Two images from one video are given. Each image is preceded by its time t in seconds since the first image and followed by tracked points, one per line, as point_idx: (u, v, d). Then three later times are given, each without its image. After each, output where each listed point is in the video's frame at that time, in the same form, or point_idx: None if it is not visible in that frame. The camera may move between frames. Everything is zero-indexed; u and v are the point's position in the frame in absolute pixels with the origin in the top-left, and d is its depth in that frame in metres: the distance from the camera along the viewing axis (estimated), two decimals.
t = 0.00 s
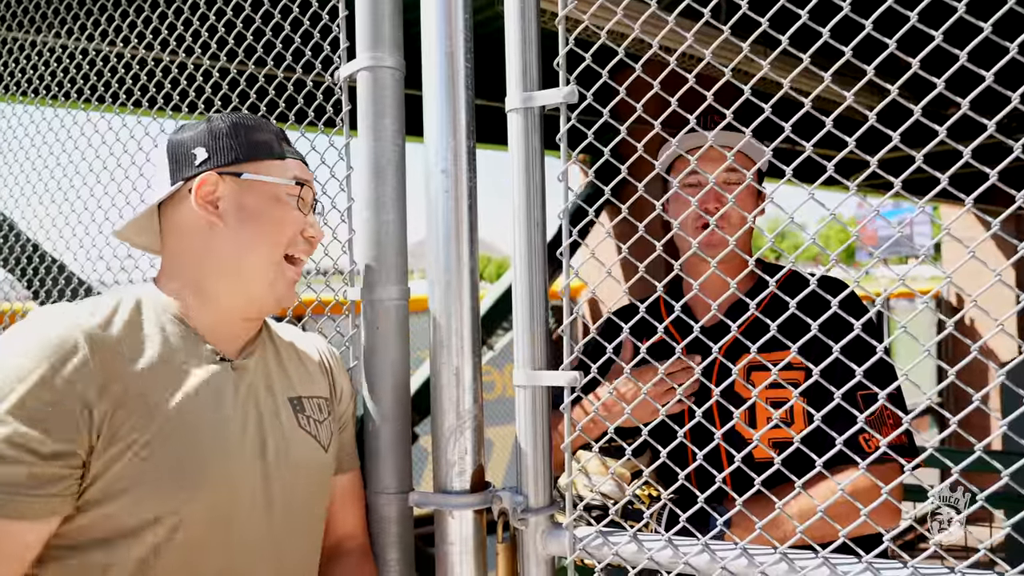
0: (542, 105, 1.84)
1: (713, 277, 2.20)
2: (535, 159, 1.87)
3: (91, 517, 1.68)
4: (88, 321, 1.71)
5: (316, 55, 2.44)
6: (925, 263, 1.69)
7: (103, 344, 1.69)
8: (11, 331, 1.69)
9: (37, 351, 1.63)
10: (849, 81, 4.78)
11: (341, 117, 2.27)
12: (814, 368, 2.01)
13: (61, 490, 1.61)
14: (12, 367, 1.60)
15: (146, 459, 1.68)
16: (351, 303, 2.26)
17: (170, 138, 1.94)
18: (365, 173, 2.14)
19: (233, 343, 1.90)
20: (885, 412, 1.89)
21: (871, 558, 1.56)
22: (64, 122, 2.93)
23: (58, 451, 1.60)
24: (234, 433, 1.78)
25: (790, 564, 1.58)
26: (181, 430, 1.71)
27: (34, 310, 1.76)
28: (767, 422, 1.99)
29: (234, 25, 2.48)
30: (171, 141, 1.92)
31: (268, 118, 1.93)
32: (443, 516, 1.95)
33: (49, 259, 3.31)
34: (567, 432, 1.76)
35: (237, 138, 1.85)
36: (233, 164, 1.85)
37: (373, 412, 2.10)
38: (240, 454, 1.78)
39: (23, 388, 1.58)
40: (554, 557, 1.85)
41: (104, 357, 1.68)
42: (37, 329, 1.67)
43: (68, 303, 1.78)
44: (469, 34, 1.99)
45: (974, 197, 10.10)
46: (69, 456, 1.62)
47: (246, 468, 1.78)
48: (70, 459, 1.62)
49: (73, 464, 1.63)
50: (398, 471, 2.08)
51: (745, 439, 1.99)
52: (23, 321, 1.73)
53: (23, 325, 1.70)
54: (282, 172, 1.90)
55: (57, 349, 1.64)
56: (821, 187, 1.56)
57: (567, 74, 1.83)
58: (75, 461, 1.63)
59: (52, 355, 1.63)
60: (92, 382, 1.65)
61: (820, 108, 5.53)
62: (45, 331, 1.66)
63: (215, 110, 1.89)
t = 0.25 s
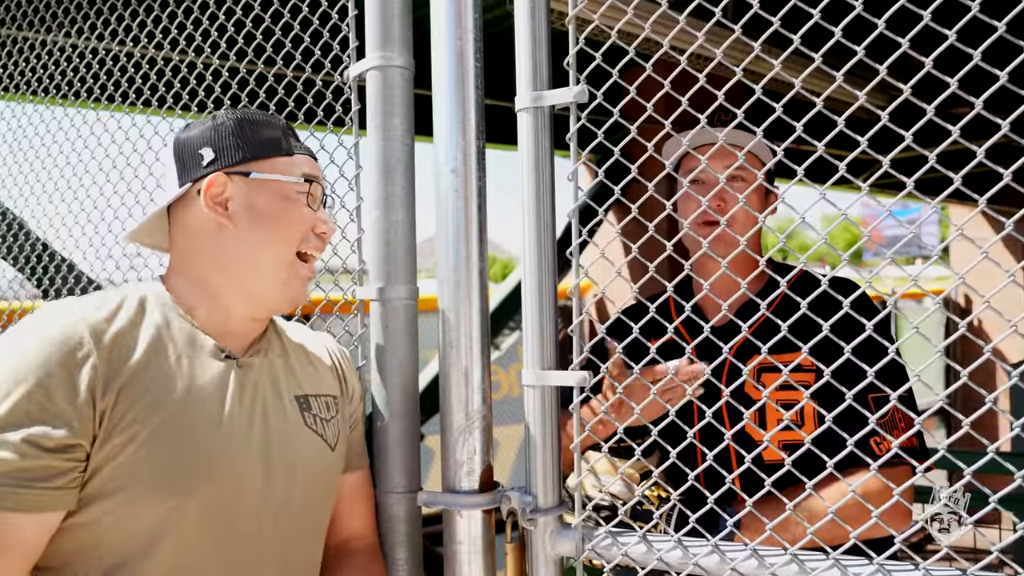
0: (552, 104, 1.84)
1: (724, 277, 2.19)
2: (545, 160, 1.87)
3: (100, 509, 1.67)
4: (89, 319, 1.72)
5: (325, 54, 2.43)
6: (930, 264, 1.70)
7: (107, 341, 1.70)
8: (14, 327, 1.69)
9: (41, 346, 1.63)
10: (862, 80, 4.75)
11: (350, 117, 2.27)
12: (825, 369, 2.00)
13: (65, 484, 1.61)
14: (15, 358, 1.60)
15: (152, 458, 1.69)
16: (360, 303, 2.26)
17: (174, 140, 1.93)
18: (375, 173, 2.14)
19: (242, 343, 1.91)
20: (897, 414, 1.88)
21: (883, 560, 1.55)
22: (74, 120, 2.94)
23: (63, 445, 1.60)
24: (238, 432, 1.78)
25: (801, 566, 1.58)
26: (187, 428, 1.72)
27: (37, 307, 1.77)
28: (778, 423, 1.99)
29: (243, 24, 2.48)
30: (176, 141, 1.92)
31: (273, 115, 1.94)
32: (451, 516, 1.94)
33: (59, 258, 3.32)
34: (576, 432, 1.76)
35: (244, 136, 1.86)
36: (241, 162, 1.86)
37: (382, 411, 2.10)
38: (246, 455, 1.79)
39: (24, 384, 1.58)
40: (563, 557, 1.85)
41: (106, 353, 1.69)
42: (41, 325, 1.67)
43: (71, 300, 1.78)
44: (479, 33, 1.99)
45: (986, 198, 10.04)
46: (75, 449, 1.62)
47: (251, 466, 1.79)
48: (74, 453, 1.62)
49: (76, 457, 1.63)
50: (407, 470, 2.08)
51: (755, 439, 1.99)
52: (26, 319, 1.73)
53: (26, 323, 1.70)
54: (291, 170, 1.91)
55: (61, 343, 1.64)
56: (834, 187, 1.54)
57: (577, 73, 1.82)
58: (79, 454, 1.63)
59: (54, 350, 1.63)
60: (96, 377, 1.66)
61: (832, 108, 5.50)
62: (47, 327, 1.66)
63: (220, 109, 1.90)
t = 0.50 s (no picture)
0: (559, 105, 1.84)
1: (732, 278, 2.19)
2: (552, 159, 1.87)
3: (113, 509, 1.67)
4: (101, 321, 1.72)
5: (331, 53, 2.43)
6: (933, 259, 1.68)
7: (118, 344, 1.71)
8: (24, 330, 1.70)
9: (55, 350, 1.63)
10: (871, 80, 4.73)
11: (357, 117, 2.27)
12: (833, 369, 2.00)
13: (79, 488, 1.62)
14: (31, 363, 1.61)
15: (160, 457, 1.69)
16: (365, 303, 2.26)
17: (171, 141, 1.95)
18: (382, 173, 2.14)
19: (247, 342, 1.91)
20: (905, 414, 1.87)
21: (892, 561, 1.55)
22: (79, 120, 2.94)
23: (78, 448, 1.61)
24: (245, 432, 1.78)
25: (809, 567, 1.58)
26: (194, 428, 1.72)
27: (46, 309, 1.77)
28: (785, 424, 1.99)
29: (249, 24, 2.48)
30: (172, 141, 1.94)
31: (266, 112, 1.93)
32: (458, 516, 1.95)
33: (65, 257, 3.32)
34: (583, 432, 1.76)
35: (235, 134, 1.86)
36: (232, 160, 1.86)
37: (388, 410, 2.10)
38: (253, 454, 1.79)
39: (42, 390, 1.59)
40: (570, 557, 1.85)
41: (119, 357, 1.70)
42: (54, 328, 1.68)
43: (80, 302, 1.79)
44: (487, 32, 1.99)
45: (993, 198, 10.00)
46: (89, 452, 1.63)
47: (258, 466, 1.79)
48: (91, 455, 1.63)
49: (92, 460, 1.63)
50: (413, 470, 2.08)
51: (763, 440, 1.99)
52: (35, 321, 1.74)
53: (37, 325, 1.70)
54: (283, 164, 1.90)
55: (74, 347, 1.64)
56: (843, 187, 1.54)
57: (585, 73, 1.82)
58: (94, 456, 1.64)
59: (69, 354, 1.63)
60: (110, 380, 1.67)
61: (840, 108, 5.48)
62: (60, 331, 1.66)
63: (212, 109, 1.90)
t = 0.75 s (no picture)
0: (569, 104, 1.83)
1: (743, 277, 2.19)
2: (562, 159, 1.86)
3: (123, 510, 1.68)
4: (111, 322, 1.72)
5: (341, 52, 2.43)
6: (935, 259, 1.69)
7: (128, 345, 1.71)
8: (38, 328, 1.71)
9: (66, 351, 1.63)
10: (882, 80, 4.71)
11: (366, 116, 2.27)
12: (843, 369, 2.01)
13: (91, 488, 1.63)
14: (42, 365, 1.61)
15: (169, 458, 1.69)
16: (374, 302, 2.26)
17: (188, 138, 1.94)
18: (391, 172, 2.14)
19: (256, 343, 1.91)
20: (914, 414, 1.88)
21: (903, 561, 1.55)
22: (88, 121, 2.95)
23: (91, 449, 1.62)
24: (253, 433, 1.79)
25: (820, 566, 1.58)
26: (203, 429, 1.72)
27: (57, 309, 1.77)
28: (794, 424, 1.99)
29: (261, 23, 2.48)
30: (189, 140, 1.93)
31: (286, 116, 1.94)
32: (467, 515, 1.95)
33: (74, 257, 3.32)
34: (592, 432, 1.76)
35: (255, 134, 1.87)
36: (252, 159, 1.86)
37: (397, 410, 2.10)
38: (261, 455, 1.79)
39: (56, 393, 1.60)
40: (580, 557, 1.85)
41: (129, 358, 1.70)
42: (64, 329, 1.68)
43: (89, 302, 1.79)
44: (496, 32, 1.99)
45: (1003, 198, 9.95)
46: (101, 453, 1.64)
47: (267, 467, 1.79)
48: (103, 456, 1.64)
49: (104, 461, 1.64)
50: (422, 469, 2.08)
51: (773, 439, 1.99)
52: (45, 322, 1.74)
53: (46, 326, 1.71)
54: (300, 166, 1.91)
55: (84, 349, 1.65)
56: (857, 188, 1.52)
57: (595, 72, 1.82)
58: (106, 457, 1.65)
59: (79, 356, 1.63)
60: (121, 382, 1.67)
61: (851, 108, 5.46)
62: (69, 332, 1.66)
63: (233, 108, 1.90)
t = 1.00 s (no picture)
0: (580, 105, 1.84)
1: (754, 278, 2.19)
2: (573, 159, 1.87)
3: (129, 511, 1.68)
4: (119, 322, 1.72)
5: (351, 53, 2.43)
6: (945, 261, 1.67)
7: (136, 346, 1.71)
8: (46, 330, 1.71)
9: (73, 351, 1.64)
10: (895, 80, 4.69)
11: (376, 117, 2.27)
12: (855, 370, 2.01)
13: (96, 488, 1.63)
14: (49, 365, 1.62)
15: (178, 459, 1.70)
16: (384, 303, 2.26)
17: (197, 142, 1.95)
18: (401, 173, 2.15)
19: (264, 344, 1.91)
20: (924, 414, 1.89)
21: (916, 563, 1.55)
22: (97, 121, 2.95)
23: (94, 450, 1.62)
24: (261, 434, 1.79)
25: (832, 567, 1.58)
26: (212, 430, 1.73)
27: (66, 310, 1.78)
28: (804, 424, 1.99)
29: (270, 23, 2.47)
30: (199, 142, 1.94)
31: (294, 116, 1.94)
32: (478, 515, 1.95)
33: (83, 256, 3.33)
34: (603, 433, 1.75)
35: (263, 136, 1.87)
36: (260, 162, 1.86)
37: (407, 410, 2.10)
38: (269, 456, 1.79)
39: (61, 392, 1.60)
40: (591, 557, 1.85)
41: (137, 359, 1.70)
42: (71, 329, 1.69)
43: (98, 303, 1.79)
44: (507, 32, 1.99)
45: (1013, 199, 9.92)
46: (105, 454, 1.64)
47: (275, 467, 1.79)
48: (105, 457, 1.64)
49: (107, 463, 1.64)
50: (433, 469, 2.09)
51: (783, 438, 1.99)
52: (53, 323, 1.74)
53: (54, 328, 1.71)
54: (310, 168, 1.91)
55: (92, 349, 1.65)
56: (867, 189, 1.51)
57: (607, 73, 1.82)
58: (110, 457, 1.65)
59: (86, 356, 1.64)
60: (128, 383, 1.67)
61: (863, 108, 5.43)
62: (77, 333, 1.67)
63: (241, 110, 1.90)
